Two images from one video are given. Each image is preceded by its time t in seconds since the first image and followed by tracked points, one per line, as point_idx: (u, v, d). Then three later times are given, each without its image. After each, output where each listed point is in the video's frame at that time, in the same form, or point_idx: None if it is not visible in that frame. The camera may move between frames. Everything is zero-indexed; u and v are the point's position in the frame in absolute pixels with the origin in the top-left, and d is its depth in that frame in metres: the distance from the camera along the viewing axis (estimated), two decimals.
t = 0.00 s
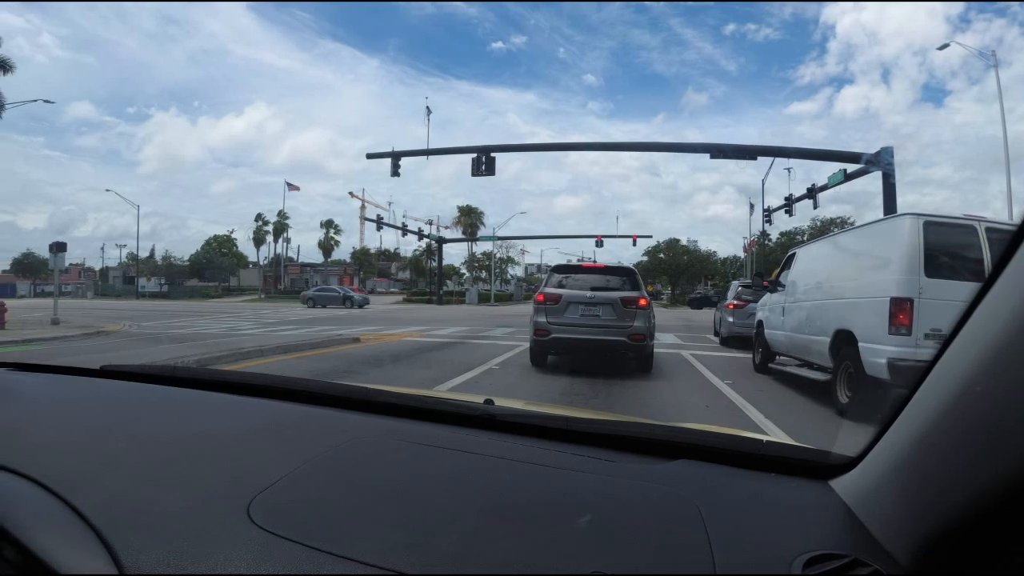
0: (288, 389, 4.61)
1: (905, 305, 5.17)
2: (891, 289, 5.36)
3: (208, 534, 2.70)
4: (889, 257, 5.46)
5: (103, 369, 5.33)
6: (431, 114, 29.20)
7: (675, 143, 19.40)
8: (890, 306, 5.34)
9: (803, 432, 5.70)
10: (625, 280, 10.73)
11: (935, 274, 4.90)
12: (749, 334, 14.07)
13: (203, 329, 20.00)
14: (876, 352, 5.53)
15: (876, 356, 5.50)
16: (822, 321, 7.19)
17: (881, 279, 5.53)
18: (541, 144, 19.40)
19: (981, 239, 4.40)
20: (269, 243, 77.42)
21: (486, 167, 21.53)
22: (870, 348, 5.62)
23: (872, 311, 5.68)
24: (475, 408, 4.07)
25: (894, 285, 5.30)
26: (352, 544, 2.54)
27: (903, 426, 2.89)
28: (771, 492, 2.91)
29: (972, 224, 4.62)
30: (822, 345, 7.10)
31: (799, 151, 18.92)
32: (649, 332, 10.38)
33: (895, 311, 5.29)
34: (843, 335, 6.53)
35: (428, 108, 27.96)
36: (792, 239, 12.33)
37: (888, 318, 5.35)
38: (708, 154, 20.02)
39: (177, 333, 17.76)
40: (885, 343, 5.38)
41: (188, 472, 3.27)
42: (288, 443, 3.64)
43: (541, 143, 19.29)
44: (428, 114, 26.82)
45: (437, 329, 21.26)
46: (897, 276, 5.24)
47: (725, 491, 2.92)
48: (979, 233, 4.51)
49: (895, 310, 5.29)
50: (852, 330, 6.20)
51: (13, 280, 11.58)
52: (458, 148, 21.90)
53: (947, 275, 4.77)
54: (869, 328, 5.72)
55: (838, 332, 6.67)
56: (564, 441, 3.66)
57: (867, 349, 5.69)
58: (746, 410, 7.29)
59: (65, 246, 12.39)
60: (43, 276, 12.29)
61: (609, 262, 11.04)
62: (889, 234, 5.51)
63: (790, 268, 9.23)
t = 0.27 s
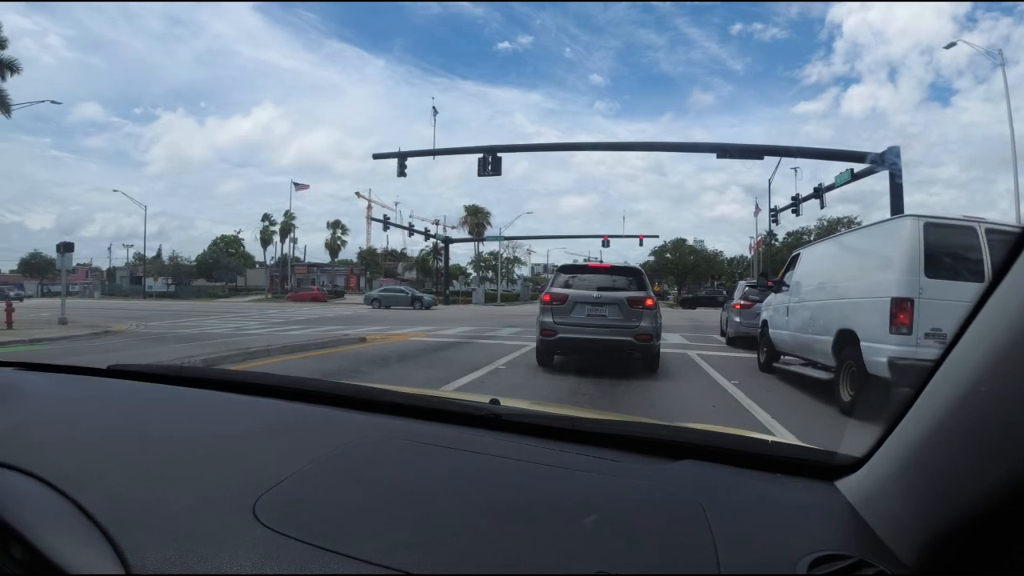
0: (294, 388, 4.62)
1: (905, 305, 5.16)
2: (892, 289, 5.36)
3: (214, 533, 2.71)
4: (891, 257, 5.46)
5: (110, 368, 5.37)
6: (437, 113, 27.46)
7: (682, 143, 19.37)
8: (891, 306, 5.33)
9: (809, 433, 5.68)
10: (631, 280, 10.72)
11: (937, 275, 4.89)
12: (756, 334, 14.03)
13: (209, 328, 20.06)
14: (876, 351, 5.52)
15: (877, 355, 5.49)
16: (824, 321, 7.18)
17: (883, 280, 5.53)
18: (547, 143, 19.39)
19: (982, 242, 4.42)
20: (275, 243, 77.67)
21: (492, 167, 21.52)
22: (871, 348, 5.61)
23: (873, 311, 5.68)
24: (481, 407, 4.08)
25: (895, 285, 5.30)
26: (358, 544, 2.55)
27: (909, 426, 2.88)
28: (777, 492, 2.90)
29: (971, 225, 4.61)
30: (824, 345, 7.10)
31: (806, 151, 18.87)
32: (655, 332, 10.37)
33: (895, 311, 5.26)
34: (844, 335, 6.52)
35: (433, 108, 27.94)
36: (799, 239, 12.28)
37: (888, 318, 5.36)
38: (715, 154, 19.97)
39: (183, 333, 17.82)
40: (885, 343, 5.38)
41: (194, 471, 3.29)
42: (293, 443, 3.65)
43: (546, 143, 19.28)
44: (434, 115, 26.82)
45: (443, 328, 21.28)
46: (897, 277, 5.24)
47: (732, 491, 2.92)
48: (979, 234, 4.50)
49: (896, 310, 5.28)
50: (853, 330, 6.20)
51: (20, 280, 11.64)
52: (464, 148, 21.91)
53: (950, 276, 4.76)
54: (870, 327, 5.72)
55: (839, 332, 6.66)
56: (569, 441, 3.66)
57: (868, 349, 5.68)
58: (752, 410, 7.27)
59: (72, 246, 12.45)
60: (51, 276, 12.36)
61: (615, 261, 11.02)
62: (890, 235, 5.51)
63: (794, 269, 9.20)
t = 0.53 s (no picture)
0: (299, 388, 4.64)
1: (907, 305, 5.16)
2: (894, 289, 5.35)
3: (219, 532, 2.73)
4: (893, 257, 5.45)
5: (117, 368, 5.40)
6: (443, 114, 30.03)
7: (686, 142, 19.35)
8: (893, 306, 5.32)
9: (813, 433, 5.68)
10: (636, 280, 10.71)
11: (942, 274, 4.88)
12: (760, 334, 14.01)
13: (214, 328, 20.13)
14: (878, 351, 5.51)
15: (879, 355, 5.49)
16: (827, 320, 7.17)
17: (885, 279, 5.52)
18: (551, 143, 19.41)
19: (984, 242, 4.39)
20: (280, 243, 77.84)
21: (497, 167, 21.55)
22: (873, 348, 5.61)
23: (875, 311, 5.67)
24: (485, 407, 4.09)
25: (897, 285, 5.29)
26: (362, 543, 2.56)
27: (913, 426, 2.88)
28: (781, 492, 2.91)
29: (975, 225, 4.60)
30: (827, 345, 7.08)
31: (811, 150, 18.83)
32: (660, 332, 10.36)
33: (897, 311, 5.27)
34: (846, 334, 6.52)
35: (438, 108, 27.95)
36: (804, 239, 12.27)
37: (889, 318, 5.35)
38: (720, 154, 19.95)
39: (189, 333, 17.90)
40: (887, 343, 5.37)
41: (199, 471, 3.30)
42: (297, 442, 3.67)
43: (550, 143, 19.29)
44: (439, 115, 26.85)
45: (447, 328, 21.31)
46: (900, 276, 5.24)
47: (736, 491, 2.92)
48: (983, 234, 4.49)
49: (898, 310, 5.27)
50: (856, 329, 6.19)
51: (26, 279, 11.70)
52: (469, 148, 21.93)
53: (956, 275, 4.75)
54: (872, 327, 5.72)
55: (841, 331, 6.65)
56: (573, 441, 3.67)
57: (870, 349, 5.68)
58: (757, 410, 7.26)
59: (78, 246, 12.51)
60: (56, 275, 12.43)
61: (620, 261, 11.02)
62: (894, 234, 5.51)
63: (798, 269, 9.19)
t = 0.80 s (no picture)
0: (303, 388, 4.66)
1: (912, 305, 5.14)
2: (899, 289, 5.33)
3: (223, 532, 2.74)
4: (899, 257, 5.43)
5: (122, 367, 5.42)
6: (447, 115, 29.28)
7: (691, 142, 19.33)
8: (898, 306, 5.30)
9: (817, 434, 5.66)
10: (640, 280, 10.70)
11: (947, 274, 4.86)
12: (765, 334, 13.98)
13: (219, 328, 20.18)
14: (884, 352, 5.49)
15: (885, 355, 5.46)
16: (832, 320, 7.14)
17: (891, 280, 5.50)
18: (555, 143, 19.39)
19: (990, 242, 4.37)
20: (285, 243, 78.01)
21: (501, 167, 21.55)
22: (878, 348, 5.59)
23: (881, 312, 5.66)
24: (489, 407, 4.09)
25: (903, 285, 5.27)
26: (365, 543, 2.56)
27: (918, 427, 2.87)
28: (786, 493, 2.90)
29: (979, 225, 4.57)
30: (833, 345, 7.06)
31: (816, 150, 18.78)
32: (665, 332, 10.35)
33: (902, 311, 5.25)
34: (851, 334, 6.50)
35: (443, 108, 27.97)
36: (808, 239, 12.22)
37: (894, 319, 5.33)
38: (724, 154, 19.92)
39: (193, 332, 17.95)
40: (892, 343, 5.34)
41: (203, 470, 3.31)
42: (301, 442, 3.68)
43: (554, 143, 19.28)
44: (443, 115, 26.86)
45: (452, 328, 21.32)
46: (905, 277, 5.22)
47: (740, 491, 2.91)
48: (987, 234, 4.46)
49: (903, 310, 5.25)
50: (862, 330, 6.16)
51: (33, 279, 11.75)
52: (473, 148, 21.94)
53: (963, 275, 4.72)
54: (877, 327, 5.69)
55: (847, 332, 6.62)
56: (577, 441, 3.67)
57: (876, 349, 5.65)
58: (761, 410, 7.25)
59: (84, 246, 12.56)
60: (62, 275, 12.48)
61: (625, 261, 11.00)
62: (900, 235, 5.48)
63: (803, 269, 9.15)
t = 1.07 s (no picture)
0: (304, 387, 4.66)
1: (916, 305, 5.12)
2: (903, 289, 5.31)
3: (222, 532, 2.74)
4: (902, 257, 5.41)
5: (124, 367, 5.43)
6: (447, 116, 28.39)
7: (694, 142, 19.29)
8: (901, 306, 5.28)
9: (819, 434, 5.65)
10: (643, 280, 10.69)
11: (951, 274, 4.84)
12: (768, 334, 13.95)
13: (222, 328, 20.20)
14: (886, 352, 5.46)
15: (888, 355, 5.44)
16: (835, 320, 7.12)
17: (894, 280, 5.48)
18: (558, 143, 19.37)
19: (992, 241, 4.35)
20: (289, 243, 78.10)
21: (504, 167, 21.54)
22: (881, 348, 5.57)
23: (883, 312, 5.64)
24: (489, 407, 4.09)
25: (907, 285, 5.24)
26: (363, 542, 2.57)
27: (917, 426, 2.86)
28: (785, 493, 2.89)
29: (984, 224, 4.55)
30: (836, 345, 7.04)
31: (819, 150, 18.74)
32: (667, 331, 10.34)
33: (904, 311, 5.23)
34: (855, 334, 6.48)
35: (446, 108, 27.97)
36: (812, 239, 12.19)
37: (898, 319, 5.31)
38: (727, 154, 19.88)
39: (196, 332, 17.98)
40: (895, 343, 5.32)
41: (203, 470, 3.32)
42: (301, 441, 3.68)
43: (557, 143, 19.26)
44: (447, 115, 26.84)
45: (455, 328, 21.32)
46: (909, 276, 5.19)
47: (739, 491, 2.91)
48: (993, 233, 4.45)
49: (906, 310, 5.23)
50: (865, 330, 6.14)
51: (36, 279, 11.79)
52: (476, 148, 21.93)
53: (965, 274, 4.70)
54: (879, 327, 5.68)
55: (850, 332, 6.60)
56: (576, 441, 3.66)
57: (878, 349, 5.63)
58: (763, 410, 7.24)
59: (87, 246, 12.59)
60: (65, 275, 12.52)
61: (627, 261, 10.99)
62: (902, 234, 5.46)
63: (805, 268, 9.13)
